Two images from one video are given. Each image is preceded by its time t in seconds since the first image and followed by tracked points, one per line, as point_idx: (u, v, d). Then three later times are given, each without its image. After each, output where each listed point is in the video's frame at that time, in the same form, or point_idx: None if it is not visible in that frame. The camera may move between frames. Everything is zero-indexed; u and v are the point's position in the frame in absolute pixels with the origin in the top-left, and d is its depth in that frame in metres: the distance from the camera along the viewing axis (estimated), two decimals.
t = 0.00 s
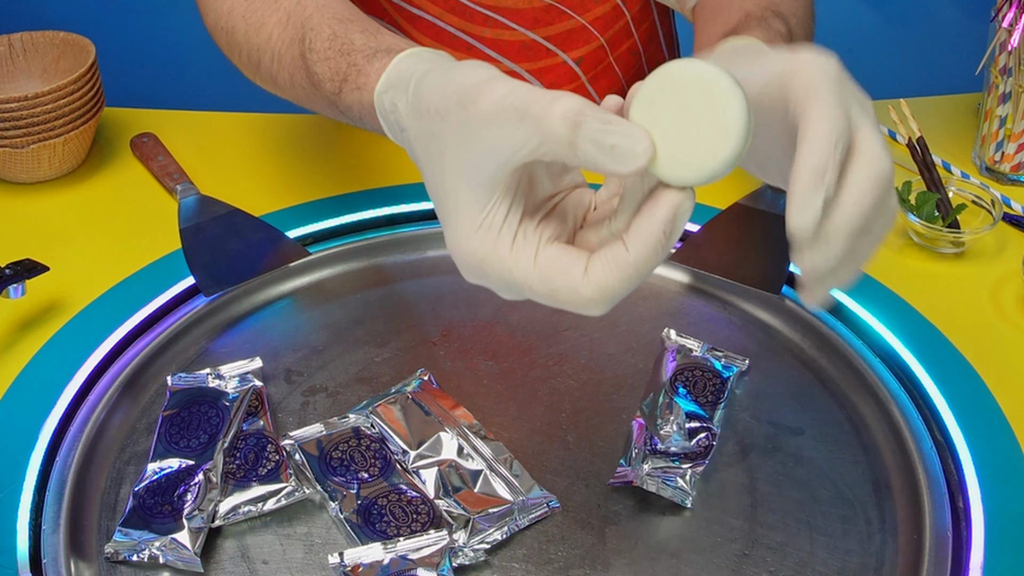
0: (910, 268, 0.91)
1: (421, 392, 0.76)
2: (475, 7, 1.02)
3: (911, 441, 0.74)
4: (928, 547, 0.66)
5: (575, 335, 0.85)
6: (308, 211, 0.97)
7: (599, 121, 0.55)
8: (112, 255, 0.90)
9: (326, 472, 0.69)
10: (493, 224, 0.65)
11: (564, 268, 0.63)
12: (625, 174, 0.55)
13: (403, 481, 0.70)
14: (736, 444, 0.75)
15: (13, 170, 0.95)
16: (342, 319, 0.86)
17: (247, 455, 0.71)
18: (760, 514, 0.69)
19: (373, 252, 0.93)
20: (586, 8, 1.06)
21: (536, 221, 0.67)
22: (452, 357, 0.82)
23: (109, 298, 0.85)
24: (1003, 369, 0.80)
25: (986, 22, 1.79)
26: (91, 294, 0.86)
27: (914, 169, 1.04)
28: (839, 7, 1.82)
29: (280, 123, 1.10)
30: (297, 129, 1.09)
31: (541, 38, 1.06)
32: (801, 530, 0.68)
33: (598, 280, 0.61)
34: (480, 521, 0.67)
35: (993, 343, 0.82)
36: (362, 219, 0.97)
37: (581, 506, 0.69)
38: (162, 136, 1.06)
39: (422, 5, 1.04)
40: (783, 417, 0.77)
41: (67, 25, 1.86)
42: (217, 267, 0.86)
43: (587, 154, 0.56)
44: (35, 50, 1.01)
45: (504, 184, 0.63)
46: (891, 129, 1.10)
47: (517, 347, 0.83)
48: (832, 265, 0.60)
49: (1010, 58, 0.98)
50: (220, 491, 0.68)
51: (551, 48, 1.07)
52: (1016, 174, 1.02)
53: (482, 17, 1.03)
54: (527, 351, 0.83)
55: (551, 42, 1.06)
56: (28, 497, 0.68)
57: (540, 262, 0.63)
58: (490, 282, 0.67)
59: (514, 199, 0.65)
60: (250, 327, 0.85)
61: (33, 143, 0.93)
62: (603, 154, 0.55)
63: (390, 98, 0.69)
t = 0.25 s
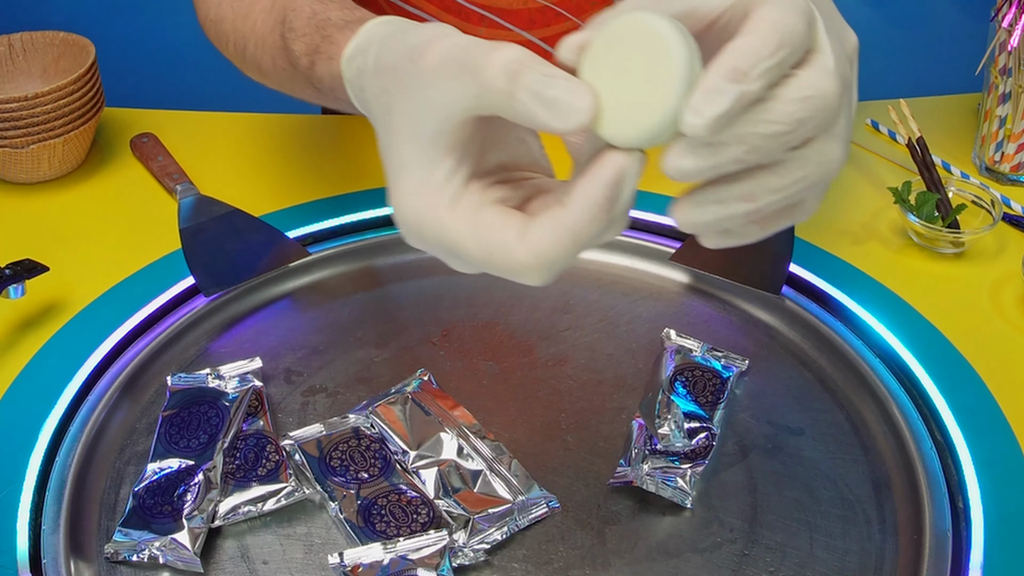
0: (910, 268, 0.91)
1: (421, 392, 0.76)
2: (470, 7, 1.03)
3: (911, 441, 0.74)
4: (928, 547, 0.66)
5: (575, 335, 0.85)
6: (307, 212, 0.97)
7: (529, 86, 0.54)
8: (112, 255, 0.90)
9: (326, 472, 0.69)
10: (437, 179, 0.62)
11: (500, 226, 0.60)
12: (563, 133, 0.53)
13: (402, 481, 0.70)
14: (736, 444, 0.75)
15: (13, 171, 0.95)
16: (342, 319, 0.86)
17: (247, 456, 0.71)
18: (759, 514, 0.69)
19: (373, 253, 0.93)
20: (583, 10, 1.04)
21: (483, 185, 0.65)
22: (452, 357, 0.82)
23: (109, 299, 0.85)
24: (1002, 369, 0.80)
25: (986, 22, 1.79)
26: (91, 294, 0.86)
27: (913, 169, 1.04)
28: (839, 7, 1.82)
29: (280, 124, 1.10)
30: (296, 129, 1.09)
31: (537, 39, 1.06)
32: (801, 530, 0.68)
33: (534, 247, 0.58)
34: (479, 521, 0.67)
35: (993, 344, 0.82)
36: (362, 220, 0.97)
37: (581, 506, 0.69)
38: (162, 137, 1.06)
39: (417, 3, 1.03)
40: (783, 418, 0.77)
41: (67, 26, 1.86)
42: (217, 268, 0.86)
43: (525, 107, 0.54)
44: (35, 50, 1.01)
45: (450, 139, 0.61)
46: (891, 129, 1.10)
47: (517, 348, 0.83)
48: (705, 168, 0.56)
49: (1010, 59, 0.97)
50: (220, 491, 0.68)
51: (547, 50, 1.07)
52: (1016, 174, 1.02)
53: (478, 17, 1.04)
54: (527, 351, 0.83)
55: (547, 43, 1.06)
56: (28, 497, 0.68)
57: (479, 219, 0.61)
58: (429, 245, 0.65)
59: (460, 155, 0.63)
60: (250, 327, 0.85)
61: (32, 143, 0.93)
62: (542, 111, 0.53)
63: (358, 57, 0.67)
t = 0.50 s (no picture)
0: (909, 268, 0.91)
1: (421, 391, 0.76)
2: (463, 8, 1.03)
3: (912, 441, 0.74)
4: (928, 547, 0.66)
5: (575, 335, 0.85)
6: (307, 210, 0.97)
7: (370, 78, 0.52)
8: (111, 255, 0.90)
9: (326, 472, 0.69)
10: (332, 139, 0.63)
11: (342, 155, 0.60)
12: (377, 131, 0.49)
13: (402, 481, 0.70)
14: (736, 444, 0.75)
15: (13, 171, 0.95)
16: (342, 319, 0.86)
17: (247, 456, 0.71)
18: (759, 514, 0.69)
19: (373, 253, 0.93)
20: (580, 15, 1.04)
21: (381, 154, 0.65)
22: (451, 357, 0.82)
23: (109, 299, 0.85)
24: (1003, 370, 0.80)
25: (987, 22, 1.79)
26: (91, 294, 0.86)
27: (913, 169, 1.04)
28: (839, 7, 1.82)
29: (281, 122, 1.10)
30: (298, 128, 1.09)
31: (533, 43, 1.07)
32: (800, 531, 0.68)
33: (348, 212, 0.56)
34: (479, 521, 0.67)
35: (993, 344, 0.82)
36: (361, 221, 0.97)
37: (581, 506, 0.69)
38: (162, 137, 1.06)
39: (413, 5, 1.05)
40: (783, 418, 0.77)
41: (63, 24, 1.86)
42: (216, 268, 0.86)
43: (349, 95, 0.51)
44: (35, 50, 1.01)
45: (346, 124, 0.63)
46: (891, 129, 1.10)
47: (517, 348, 0.83)
48: (806, 20, 0.38)
49: (1010, 59, 0.97)
50: (220, 491, 0.68)
51: (544, 54, 1.08)
52: (1016, 174, 1.02)
53: (472, 16, 1.04)
54: (526, 351, 0.83)
55: (544, 47, 1.07)
56: (28, 497, 0.68)
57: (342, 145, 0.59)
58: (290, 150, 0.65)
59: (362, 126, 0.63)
60: (249, 327, 0.85)
61: (32, 143, 0.93)
62: (355, 104, 0.50)
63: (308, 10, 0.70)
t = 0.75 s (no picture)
0: (909, 268, 0.91)
1: (420, 392, 0.76)
2: (461, 10, 1.05)
3: (911, 442, 0.74)
4: (928, 546, 0.66)
5: (575, 335, 0.85)
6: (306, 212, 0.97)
7: (253, 107, 0.59)
8: (111, 256, 0.90)
9: (325, 473, 0.69)
10: (264, 119, 0.59)
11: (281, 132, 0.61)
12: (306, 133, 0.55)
13: (402, 481, 0.70)
14: (735, 444, 0.75)
15: (13, 171, 0.95)
16: (342, 319, 0.86)
17: (247, 456, 0.71)
18: (759, 514, 0.69)
19: (373, 253, 0.93)
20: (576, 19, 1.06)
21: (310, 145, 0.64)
22: (451, 358, 0.82)
23: (109, 299, 0.85)
24: (1002, 369, 0.80)
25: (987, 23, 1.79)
26: (91, 294, 0.86)
27: (913, 169, 1.04)
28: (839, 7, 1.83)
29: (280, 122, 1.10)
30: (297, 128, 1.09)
31: (530, 47, 1.07)
32: (800, 531, 0.68)
33: (265, 177, 0.55)
34: (479, 522, 0.67)
35: (993, 344, 0.82)
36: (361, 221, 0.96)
37: (580, 506, 0.69)
38: (162, 138, 1.06)
39: (410, 8, 1.07)
40: (783, 418, 0.77)
41: (62, 23, 1.86)
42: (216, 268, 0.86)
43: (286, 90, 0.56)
44: (34, 50, 1.01)
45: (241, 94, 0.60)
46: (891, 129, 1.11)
47: (517, 348, 0.83)
48: None
49: (1009, 59, 0.97)
50: (220, 491, 0.68)
51: (542, 58, 1.08)
52: (1016, 174, 1.02)
53: (468, 20, 1.06)
54: (526, 351, 0.83)
55: (541, 51, 1.08)
56: (27, 497, 0.68)
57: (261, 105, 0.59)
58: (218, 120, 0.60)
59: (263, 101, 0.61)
60: (249, 327, 0.85)
61: (32, 143, 0.93)
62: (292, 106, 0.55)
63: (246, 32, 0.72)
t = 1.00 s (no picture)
0: (909, 269, 0.91)
1: (419, 391, 0.76)
2: (463, 7, 1.07)
3: (911, 442, 0.74)
4: (928, 547, 0.66)
5: (575, 335, 0.85)
6: (307, 212, 0.97)
7: None
8: (110, 256, 0.90)
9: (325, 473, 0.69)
10: None
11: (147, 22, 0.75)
12: None
13: (401, 481, 0.69)
14: (735, 445, 0.75)
15: (12, 171, 0.95)
16: (342, 319, 0.86)
17: (247, 456, 0.71)
18: (759, 514, 0.69)
19: (373, 254, 0.93)
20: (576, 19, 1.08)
21: None
22: (450, 358, 0.82)
23: (109, 299, 0.85)
24: (1002, 369, 0.80)
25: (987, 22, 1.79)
26: (91, 295, 0.86)
27: (913, 170, 1.05)
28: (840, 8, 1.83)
29: (280, 122, 1.10)
30: (297, 128, 1.09)
31: (531, 45, 1.09)
32: (800, 531, 0.68)
33: None
34: (479, 522, 0.67)
35: (992, 344, 0.82)
36: (361, 221, 0.96)
37: (580, 506, 0.69)
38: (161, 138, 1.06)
39: (413, 6, 1.09)
40: (782, 418, 0.77)
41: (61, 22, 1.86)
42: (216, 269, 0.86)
43: None
44: (34, 50, 1.01)
45: None
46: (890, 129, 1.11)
47: (517, 348, 0.83)
48: None
49: (1010, 59, 0.97)
50: (220, 491, 0.68)
51: (543, 57, 1.09)
52: (1016, 174, 1.02)
53: (470, 18, 1.08)
54: (526, 351, 0.83)
55: (542, 50, 1.09)
56: (27, 497, 0.67)
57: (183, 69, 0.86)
58: None
59: None
60: (249, 328, 0.85)
61: (31, 143, 0.93)
62: None
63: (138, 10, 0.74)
